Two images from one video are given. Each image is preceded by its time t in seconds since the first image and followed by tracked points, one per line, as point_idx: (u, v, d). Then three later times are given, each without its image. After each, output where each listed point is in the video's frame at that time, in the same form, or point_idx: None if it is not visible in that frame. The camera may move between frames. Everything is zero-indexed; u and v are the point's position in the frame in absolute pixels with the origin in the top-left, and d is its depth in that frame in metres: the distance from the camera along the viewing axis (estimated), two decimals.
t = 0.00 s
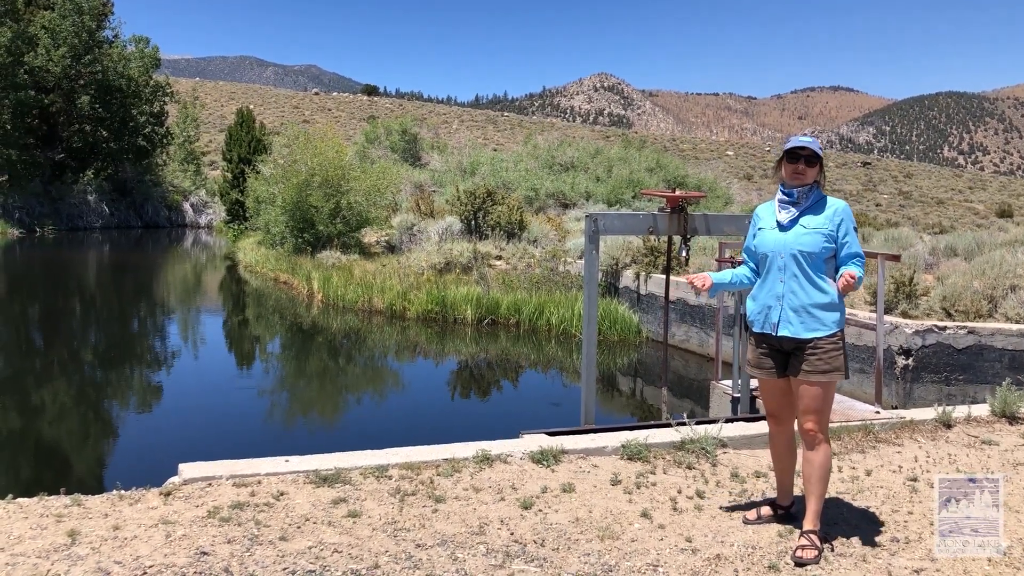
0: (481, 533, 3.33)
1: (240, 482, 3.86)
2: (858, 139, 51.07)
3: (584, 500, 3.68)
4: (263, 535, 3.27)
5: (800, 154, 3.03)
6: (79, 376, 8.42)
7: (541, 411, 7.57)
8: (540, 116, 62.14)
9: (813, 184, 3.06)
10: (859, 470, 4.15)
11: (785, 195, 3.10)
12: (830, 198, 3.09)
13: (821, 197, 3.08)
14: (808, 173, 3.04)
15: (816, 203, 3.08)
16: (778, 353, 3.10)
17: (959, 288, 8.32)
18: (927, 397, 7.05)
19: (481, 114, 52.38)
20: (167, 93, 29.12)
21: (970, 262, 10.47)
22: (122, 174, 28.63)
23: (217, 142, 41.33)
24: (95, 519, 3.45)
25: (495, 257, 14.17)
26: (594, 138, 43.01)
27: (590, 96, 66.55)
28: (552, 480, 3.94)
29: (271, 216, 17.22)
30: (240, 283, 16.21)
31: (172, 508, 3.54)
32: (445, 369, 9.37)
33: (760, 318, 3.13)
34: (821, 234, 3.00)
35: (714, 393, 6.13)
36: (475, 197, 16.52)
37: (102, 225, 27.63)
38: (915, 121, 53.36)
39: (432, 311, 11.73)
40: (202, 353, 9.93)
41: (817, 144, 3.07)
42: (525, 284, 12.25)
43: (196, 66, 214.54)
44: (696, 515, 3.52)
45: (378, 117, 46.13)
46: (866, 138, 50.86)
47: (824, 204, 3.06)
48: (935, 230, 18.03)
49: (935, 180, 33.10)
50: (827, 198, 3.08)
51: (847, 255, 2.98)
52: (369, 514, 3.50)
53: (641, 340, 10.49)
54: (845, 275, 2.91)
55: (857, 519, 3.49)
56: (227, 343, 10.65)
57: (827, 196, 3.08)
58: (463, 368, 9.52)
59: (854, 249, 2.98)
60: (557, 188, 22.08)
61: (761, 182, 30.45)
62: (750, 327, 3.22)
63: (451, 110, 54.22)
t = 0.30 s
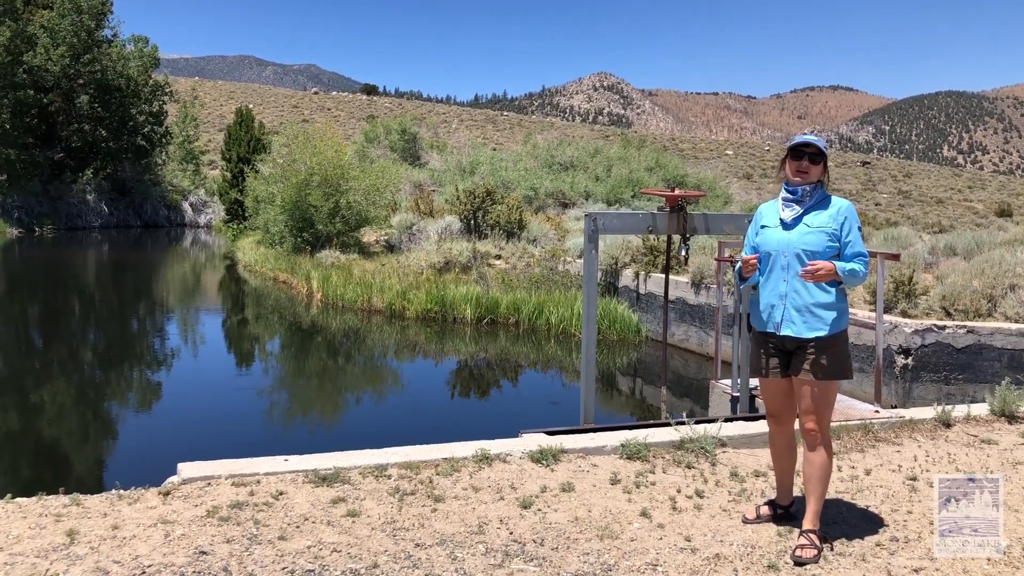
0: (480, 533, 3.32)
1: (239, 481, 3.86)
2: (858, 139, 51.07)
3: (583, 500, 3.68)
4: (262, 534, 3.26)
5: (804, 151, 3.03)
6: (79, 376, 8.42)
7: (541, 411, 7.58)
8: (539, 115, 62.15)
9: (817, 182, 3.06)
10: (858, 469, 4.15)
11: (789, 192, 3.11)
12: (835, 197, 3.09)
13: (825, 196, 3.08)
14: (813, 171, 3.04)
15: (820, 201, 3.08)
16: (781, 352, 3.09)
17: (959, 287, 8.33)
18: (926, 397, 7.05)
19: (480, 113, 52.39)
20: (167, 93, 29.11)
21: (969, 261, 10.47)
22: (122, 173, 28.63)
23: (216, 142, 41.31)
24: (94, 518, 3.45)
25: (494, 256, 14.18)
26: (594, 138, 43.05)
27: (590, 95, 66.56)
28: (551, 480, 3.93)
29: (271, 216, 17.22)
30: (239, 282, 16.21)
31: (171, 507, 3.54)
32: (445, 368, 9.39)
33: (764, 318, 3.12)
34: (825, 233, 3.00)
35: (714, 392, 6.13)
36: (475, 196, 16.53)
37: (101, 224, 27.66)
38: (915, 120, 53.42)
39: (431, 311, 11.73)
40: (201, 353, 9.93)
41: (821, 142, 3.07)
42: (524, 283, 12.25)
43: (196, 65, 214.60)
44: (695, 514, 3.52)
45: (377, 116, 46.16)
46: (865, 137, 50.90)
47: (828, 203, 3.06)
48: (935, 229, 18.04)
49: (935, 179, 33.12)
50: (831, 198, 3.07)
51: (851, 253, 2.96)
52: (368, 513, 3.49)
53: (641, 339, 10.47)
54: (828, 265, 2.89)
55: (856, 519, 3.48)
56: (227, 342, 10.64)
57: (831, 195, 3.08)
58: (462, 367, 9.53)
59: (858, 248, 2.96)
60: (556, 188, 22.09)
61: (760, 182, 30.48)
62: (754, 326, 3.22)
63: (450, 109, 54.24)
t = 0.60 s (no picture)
0: (479, 532, 3.32)
1: (238, 481, 3.85)
2: (857, 138, 51.10)
3: (583, 499, 3.68)
4: (262, 533, 3.27)
5: (808, 153, 3.03)
6: (77, 375, 8.41)
7: (540, 410, 7.59)
8: (538, 114, 62.16)
9: (821, 183, 3.05)
10: (857, 469, 4.15)
11: (794, 193, 3.11)
12: (838, 198, 3.09)
13: (830, 196, 3.08)
14: (817, 172, 3.03)
15: (825, 201, 3.08)
16: (784, 354, 3.08)
17: (957, 286, 8.33)
18: (925, 396, 7.05)
19: (480, 112, 52.40)
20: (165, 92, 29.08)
21: (968, 260, 10.49)
22: (120, 172, 28.60)
23: (214, 141, 41.27)
24: (93, 517, 3.45)
25: (494, 255, 14.19)
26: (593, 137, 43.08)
27: (588, 95, 66.55)
28: (550, 479, 3.93)
29: (269, 215, 17.22)
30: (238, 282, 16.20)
31: (170, 507, 3.54)
32: (444, 368, 9.39)
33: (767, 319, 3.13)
34: (829, 234, 3.01)
35: (712, 392, 6.14)
36: (474, 195, 16.54)
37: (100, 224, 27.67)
38: (913, 119, 53.48)
39: (430, 310, 11.73)
40: (200, 352, 9.91)
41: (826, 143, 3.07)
42: (524, 282, 12.26)
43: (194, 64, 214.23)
44: (694, 513, 3.52)
45: (376, 115, 46.15)
46: (864, 136, 50.95)
47: (832, 204, 3.06)
48: (933, 228, 18.08)
49: (933, 179, 33.17)
50: (836, 198, 3.08)
51: (855, 253, 2.97)
52: (367, 513, 3.49)
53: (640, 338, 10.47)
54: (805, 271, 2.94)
55: (856, 518, 3.49)
56: (226, 342, 10.64)
57: (836, 196, 3.08)
58: (461, 366, 9.54)
59: (863, 250, 2.96)
60: (555, 187, 22.11)
61: (759, 181, 30.52)
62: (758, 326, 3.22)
63: (449, 108, 54.26)
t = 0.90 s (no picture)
0: (478, 531, 3.32)
1: (236, 480, 3.85)
2: (855, 137, 51.16)
3: (581, 498, 3.68)
4: (260, 533, 3.26)
5: (810, 151, 3.04)
6: (76, 374, 8.42)
7: (539, 409, 7.60)
8: (537, 113, 62.08)
9: (823, 182, 3.06)
10: (856, 468, 4.15)
11: (796, 191, 3.10)
12: (840, 196, 3.09)
13: (831, 195, 3.08)
14: (818, 171, 3.04)
15: (827, 200, 3.08)
16: (789, 354, 3.07)
17: (955, 285, 8.34)
18: (923, 395, 7.06)
19: (479, 112, 52.36)
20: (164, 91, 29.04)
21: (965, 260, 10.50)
22: (119, 172, 28.57)
23: (212, 140, 41.24)
24: (91, 516, 3.45)
25: (492, 255, 14.19)
26: (591, 136, 43.08)
27: (586, 95, 66.55)
28: (548, 479, 3.93)
29: (268, 214, 17.23)
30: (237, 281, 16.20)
31: (168, 506, 3.53)
32: (442, 367, 9.38)
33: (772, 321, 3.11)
34: (832, 233, 3.00)
35: (710, 390, 6.14)
36: (472, 195, 16.53)
37: (98, 223, 27.68)
38: (912, 119, 53.53)
39: (429, 309, 11.73)
40: (198, 351, 9.89)
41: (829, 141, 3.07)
42: (522, 282, 12.27)
43: (193, 64, 214.25)
44: (692, 512, 3.52)
45: (374, 115, 46.14)
46: (862, 136, 50.99)
47: (835, 202, 3.06)
48: (932, 227, 18.08)
49: (931, 178, 33.20)
50: (837, 197, 3.08)
51: (859, 252, 2.96)
52: (365, 512, 3.49)
53: (638, 337, 10.48)
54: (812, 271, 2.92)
55: (853, 517, 3.49)
56: (224, 341, 10.66)
57: (838, 195, 3.08)
58: (459, 365, 9.55)
59: (865, 248, 2.96)
60: (554, 186, 22.12)
61: (757, 180, 30.55)
62: (761, 327, 3.21)
63: (447, 107, 54.24)
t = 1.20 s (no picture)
0: (476, 531, 3.33)
1: (234, 480, 3.85)
2: (853, 136, 51.22)
3: (579, 498, 3.68)
4: (258, 533, 3.26)
5: (813, 151, 3.05)
6: (74, 374, 8.42)
7: (537, 408, 7.60)
8: (535, 112, 62.00)
9: (827, 181, 3.06)
10: (853, 467, 4.16)
11: (800, 190, 3.09)
12: (843, 198, 3.10)
13: (835, 195, 3.08)
14: (821, 171, 3.05)
15: (831, 200, 3.08)
16: (792, 355, 3.07)
17: (953, 285, 8.35)
18: (921, 394, 7.06)
19: (477, 111, 52.33)
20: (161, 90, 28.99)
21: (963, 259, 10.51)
22: (116, 171, 28.52)
23: (210, 140, 41.16)
24: (89, 517, 3.45)
25: (490, 254, 14.17)
26: (590, 136, 43.08)
27: (584, 94, 66.54)
28: (546, 479, 3.93)
29: (265, 214, 17.22)
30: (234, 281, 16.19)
31: (166, 506, 3.53)
32: (440, 367, 9.38)
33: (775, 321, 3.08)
34: (837, 233, 3.00)
35: (708, 390, 6.14)
36: (470, 194, 16.52)
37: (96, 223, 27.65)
38: (909, 118, 53.57)
39: (427, 309, 11.73)
40: (196, 351, 9.87)
41: (833, 142, 3.09)
42: (520, 281, 12.27)
43: (191, 63, 213.88)
44: (690, 512, 3.53)
45: (372, 114, 46.10)
46: (860, 135, 51.03)
47: (839, 202, 3.07)
48: (930, 226, 18.09)
49: (929, 177, 33.22)
50: (841, 198, 3.08)
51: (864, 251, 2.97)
52: (363, 512, 3.49)
53: (636, 337, 10.49)
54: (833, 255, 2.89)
55: (851, 516, 3.50)
56: (223, 340, 10.66)
57: (842, 196, 3.09)
58: (458, 365, 9.55)
59: (870, 248, 2.95)
60: (552, 185, 22.11)
61: (755, 180, 30.56)
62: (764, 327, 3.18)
63: (445, 107, 54.19)
